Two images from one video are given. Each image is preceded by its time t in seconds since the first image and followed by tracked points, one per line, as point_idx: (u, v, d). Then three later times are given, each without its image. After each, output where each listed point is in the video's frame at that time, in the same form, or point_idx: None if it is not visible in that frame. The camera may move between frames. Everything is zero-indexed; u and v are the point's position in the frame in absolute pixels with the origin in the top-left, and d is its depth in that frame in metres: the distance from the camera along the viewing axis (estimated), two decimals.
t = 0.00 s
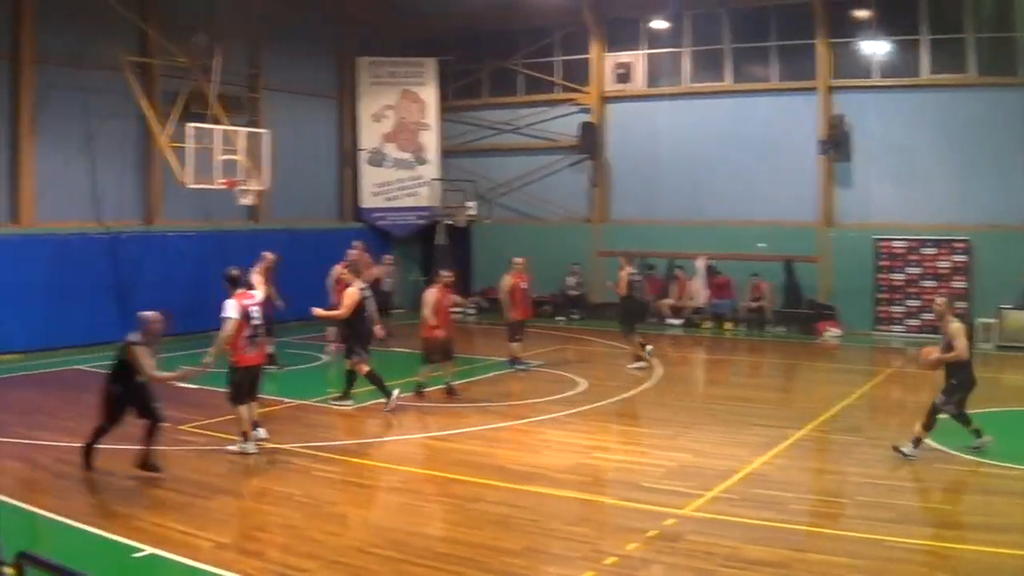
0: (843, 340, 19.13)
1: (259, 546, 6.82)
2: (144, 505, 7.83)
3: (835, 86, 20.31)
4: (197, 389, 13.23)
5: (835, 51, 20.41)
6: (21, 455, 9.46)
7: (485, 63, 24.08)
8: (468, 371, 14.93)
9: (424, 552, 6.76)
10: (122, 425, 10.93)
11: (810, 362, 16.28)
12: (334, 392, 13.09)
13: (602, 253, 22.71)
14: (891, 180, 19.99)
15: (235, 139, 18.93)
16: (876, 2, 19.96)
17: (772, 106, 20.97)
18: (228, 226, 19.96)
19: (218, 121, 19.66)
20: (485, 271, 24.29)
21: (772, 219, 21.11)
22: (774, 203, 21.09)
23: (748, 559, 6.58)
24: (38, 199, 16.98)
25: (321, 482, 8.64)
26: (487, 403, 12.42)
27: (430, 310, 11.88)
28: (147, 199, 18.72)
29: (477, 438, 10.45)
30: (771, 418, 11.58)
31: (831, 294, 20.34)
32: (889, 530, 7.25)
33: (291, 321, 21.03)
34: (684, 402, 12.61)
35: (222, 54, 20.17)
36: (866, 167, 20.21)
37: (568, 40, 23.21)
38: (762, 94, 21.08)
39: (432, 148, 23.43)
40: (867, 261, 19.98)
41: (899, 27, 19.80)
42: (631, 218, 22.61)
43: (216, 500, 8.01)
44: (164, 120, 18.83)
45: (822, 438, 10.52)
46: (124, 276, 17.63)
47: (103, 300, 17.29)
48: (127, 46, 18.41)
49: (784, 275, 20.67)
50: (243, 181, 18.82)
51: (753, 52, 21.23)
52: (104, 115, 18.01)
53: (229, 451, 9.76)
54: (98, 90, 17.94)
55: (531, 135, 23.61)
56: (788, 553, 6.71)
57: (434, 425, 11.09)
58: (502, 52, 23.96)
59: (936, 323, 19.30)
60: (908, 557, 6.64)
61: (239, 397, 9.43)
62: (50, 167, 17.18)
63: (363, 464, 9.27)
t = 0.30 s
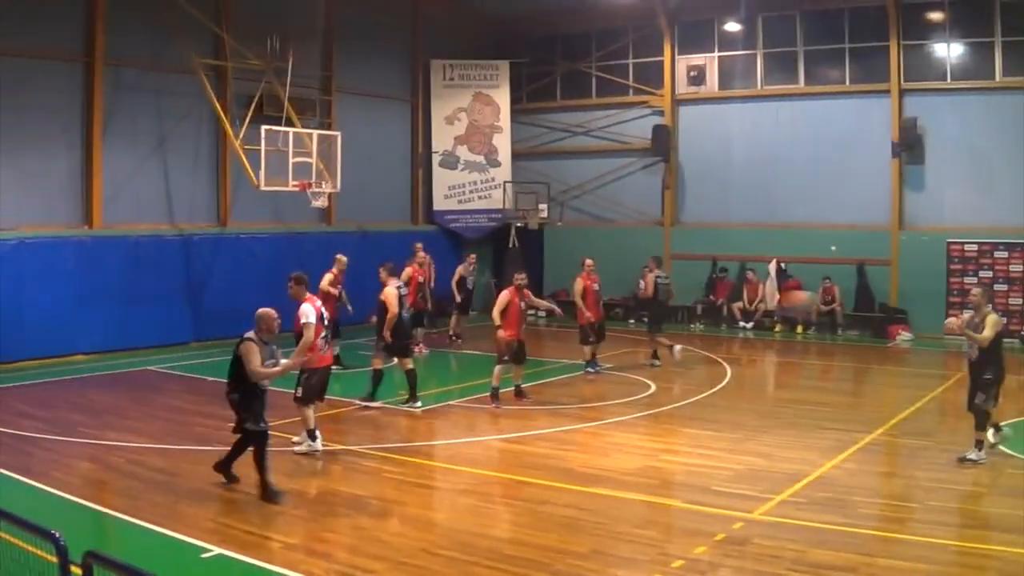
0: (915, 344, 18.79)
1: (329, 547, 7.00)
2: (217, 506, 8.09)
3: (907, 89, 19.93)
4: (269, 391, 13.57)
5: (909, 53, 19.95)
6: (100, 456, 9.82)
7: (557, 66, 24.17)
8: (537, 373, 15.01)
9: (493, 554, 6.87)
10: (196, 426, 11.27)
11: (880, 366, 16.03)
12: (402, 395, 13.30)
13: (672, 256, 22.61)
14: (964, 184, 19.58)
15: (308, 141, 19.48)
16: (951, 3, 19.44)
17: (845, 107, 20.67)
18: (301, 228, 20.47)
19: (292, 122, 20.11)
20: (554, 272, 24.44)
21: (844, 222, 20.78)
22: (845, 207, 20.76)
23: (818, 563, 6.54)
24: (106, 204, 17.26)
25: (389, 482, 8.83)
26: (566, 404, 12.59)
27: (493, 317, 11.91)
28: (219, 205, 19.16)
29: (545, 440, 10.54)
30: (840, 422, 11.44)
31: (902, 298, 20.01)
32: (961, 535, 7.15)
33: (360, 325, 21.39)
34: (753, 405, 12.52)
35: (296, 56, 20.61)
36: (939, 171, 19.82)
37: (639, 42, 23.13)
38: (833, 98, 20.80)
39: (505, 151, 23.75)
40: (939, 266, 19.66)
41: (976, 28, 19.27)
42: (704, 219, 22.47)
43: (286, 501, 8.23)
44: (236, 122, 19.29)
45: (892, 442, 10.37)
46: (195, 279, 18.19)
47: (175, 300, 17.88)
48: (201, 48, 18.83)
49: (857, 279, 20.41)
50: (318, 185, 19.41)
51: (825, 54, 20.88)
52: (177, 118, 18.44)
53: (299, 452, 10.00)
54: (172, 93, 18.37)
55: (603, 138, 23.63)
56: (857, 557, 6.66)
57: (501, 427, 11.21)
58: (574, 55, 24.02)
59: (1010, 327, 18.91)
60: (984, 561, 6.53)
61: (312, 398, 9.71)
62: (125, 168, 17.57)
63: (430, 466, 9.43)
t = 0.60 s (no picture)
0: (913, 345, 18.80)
1: (325, 548, 7.00)
2: (215, 506, 8.08)
3: (905, 89, 19.95)
4: (267, 391, 13.58)
5: (907, 54, 19.96)
6: (98, 456, 9.81)
7: (555, 67, 24.17)
8: (536, 374, 15.01)
9: (490, 554, 6.87)
10: (194, 427, 11.26)
11: (878, 366, 16.02)
12: (400, 395, 13.31)
13: (669, 258, 22.62)
14: (962, 185, 19.59)
15: (306, 142, 19.46)
16: (949, 4, 19.46)
17: (844, 107, 20.68)
18: (298, 229, 20.44)
19: (291, 124, 20.06)
20: (552, 273, 24.48)
21: (843, 223, 20.79)
22: (844, 208, 20.77)
23: (816, 564, 6.54)
24: (105, 205, 17.25)
25: (387, 483, 8.83)
26: (567, 405, 12.59)
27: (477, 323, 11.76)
28: (217, 203, 19.14)
29: (543, 440, 10.55)
30: (838, 422, 11.44)
31: (899, 298, 20.02)
32: (958, 536, 7.15)
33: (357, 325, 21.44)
34: (751, 406, 12.53)
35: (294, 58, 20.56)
36: (938, 171, 19.82)
37: (638, 43, 23.12)
38: (832, 98, 20.80)
39: (503, 151, 23.75)
40: (936, 266, 19.68)
41: (975, 28, 19.28)
42: (703, 220, 22.45)
43: (283, 502, 8.23)
44: (235, 123, 19.28)
45: (890, 443, 10.38)
46: (193, 279, 18.16)
47: (174, 301, 17.87)
48: (199, 50, 18.82)
49: (855, 279, 20.40)
50: (314, 185, 19.35)
51: (824, 54, 20.88)
52: (175, 119, 18.43)
53: (297, 453, 10.00)
54: (169, 93, 18.34)
55: (600, 139, 23.64)
56: (855, 558, 6.65)
57: (500, 427, 11.21)
58: (572, 56, 24.02)
59: (1007, 328, 18.94)
60: (978, 562, 6.55)
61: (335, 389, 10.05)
62: (123, 168, 17.55)
63: (429, 466, 9.44)
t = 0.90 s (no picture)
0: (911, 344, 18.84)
1: (324, 548, 6.99)
2: (213, 506, 8.07)
3: (903, 89, 19.96)
4: (265, 391, 13.56)
5: (905, 52, 19.96)
6: (96, 456, 9.79)
7: (554, 66, 24.15)
8: (534, 373, 15.00)
9: (489, 554, 6.86)
10: (193, 427, 11.24)
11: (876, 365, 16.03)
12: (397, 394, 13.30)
13: (667, 257, 22.63)
14: (959, 184, 19.62)
15: (304, 142, 19.41)
16: (947, 3, 19.46)
17: (843, 106, 20.69)
18: (296, 228, 20.42)
19: (288, 123, 20.04)
20: (550, 273, 24.49)
21: (841, 222, 20.80)
22: (842, 207, 20.79)
23: (815, 563, 6.54)
24: (102, 205, 17.23)
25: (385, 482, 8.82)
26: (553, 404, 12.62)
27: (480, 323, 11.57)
28: (216, 203, 19.12)
29: (541, 440, 10.54)
30: (836, 422, 11.44)
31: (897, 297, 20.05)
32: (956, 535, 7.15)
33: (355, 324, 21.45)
34: (750, 406, 12.53)
35: (291, 57, 20.52)
36: (936, 171, 19.83)
37: (636, 42, 23.10)
38: (829, 97, 20.81)
39: (501, 151, 23.74)
40: (934, 265, 19.69)
41: (972, 28, 19.28)
42: (701, 219, 22.45)
43: (281, 501, 8.22)
44: (233, 123, 19.26)
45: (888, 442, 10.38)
46: (191, 278, 18.14)
47: (172, 300, 17.85)
48: (197, 49, 18.80)
49: (853, 278, 20.41)
50: (312, 184, 19.33)
51: (822, 53, 20.88)
52: (173, 118, 18.41)
53: (296, 453, 9.99)
54: (167, 92, 18.32)
55: (598, 138, 23.64)
56: (853, 557, 6.66)
57: (498, 427, 11.21)
58: (570, 55, 24.01)
59: (1005, 327, 18.98)
60: (975, 562, 6.55)
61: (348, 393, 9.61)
62: (121, 168, 17.53)
63: (428, 466, 9.42)
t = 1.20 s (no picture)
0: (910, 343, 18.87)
1: (322, 548, 6.98)
2: (212, 505, 8.05)
3: (901, 88, 19.97)
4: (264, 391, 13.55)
5: (903, 52, 19.97)
6: (94, 455, 9.78)
7: (552, 65, 24.15)
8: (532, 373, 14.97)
9: (487, 553, 6.86)
10: (191, 426, 11.22)
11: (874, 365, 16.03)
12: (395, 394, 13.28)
13: (665, 257, 22.64)
14: (957, 184, 19.62)
15: (302, 142, 19.37)
16: (945, 3, 19.46)
17: (841, 105, 20.69)
18: (294, 228, 20.40)
19: (286, 123, 20.02)
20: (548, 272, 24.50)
21: (840, 222, 20.80)
22: (840, 206, 20.79)
23: (812, 563, 6.54)
24: (100, 206, 17.21)
25: (384, 482, 8.81)
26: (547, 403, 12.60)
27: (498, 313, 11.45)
28: (214, 202, 19.12)
29: (539, 439, 10.54)
30: (835, 421, 11.43)
31: (895, 297, 20.07)
32: (954, 535, 7.15)
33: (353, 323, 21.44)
34: (749, 405, 12.53)
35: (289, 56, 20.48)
36: (934, 170, 19.83)
37: (634, 41, 23.07)
38: (827, 96, 20.83)
39: (498, 150, 23.74)
40: (932, 265, 19.71)
41: (970, 27, 19.29)
42: (699, 219, 22.45)
43: (279, 501, 8.21)
44: (231, 122, 19.26)
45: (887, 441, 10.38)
46: (189, 277, 18.12)
47: (170, 299, 17.84)
48: (196, 49, 18.79)
49: (851, 278, 20.42)
50: (310, 184, 19.32)
51: (821, 53, 20.89)
52: (171, 118, 18.39)
53: (294, 453, 9.97)
54: (165, 92, 18.30)
55: (596, 138, 23.65)
56: (851, 557, 6.66)
57: (497, 427, 11.20)
58: (569, 55, 24.00)
59: (1003, 327, 18.99)
60: (971, 561, 6.56)
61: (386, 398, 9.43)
62: (118, 168, 17.51)
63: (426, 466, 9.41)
